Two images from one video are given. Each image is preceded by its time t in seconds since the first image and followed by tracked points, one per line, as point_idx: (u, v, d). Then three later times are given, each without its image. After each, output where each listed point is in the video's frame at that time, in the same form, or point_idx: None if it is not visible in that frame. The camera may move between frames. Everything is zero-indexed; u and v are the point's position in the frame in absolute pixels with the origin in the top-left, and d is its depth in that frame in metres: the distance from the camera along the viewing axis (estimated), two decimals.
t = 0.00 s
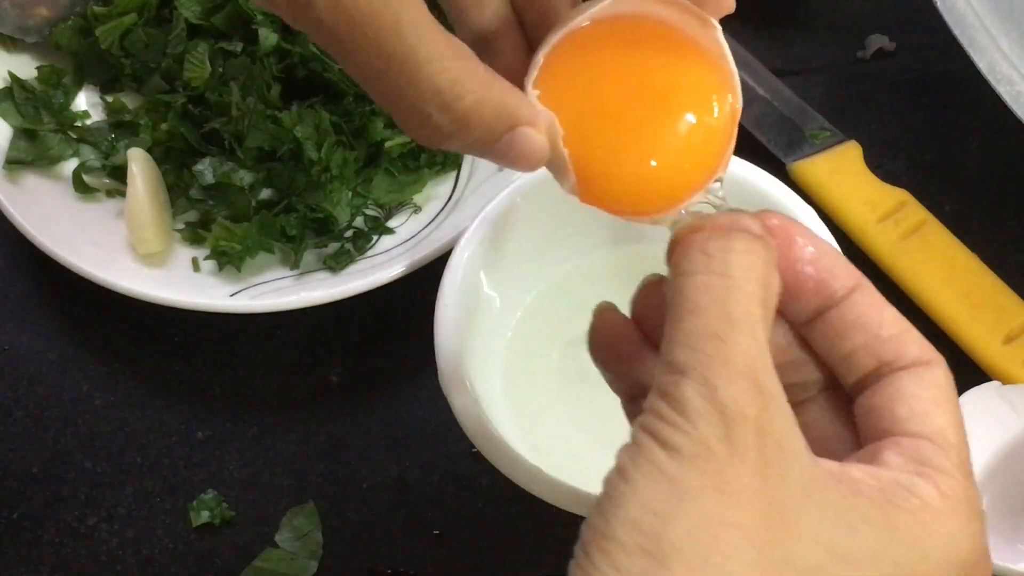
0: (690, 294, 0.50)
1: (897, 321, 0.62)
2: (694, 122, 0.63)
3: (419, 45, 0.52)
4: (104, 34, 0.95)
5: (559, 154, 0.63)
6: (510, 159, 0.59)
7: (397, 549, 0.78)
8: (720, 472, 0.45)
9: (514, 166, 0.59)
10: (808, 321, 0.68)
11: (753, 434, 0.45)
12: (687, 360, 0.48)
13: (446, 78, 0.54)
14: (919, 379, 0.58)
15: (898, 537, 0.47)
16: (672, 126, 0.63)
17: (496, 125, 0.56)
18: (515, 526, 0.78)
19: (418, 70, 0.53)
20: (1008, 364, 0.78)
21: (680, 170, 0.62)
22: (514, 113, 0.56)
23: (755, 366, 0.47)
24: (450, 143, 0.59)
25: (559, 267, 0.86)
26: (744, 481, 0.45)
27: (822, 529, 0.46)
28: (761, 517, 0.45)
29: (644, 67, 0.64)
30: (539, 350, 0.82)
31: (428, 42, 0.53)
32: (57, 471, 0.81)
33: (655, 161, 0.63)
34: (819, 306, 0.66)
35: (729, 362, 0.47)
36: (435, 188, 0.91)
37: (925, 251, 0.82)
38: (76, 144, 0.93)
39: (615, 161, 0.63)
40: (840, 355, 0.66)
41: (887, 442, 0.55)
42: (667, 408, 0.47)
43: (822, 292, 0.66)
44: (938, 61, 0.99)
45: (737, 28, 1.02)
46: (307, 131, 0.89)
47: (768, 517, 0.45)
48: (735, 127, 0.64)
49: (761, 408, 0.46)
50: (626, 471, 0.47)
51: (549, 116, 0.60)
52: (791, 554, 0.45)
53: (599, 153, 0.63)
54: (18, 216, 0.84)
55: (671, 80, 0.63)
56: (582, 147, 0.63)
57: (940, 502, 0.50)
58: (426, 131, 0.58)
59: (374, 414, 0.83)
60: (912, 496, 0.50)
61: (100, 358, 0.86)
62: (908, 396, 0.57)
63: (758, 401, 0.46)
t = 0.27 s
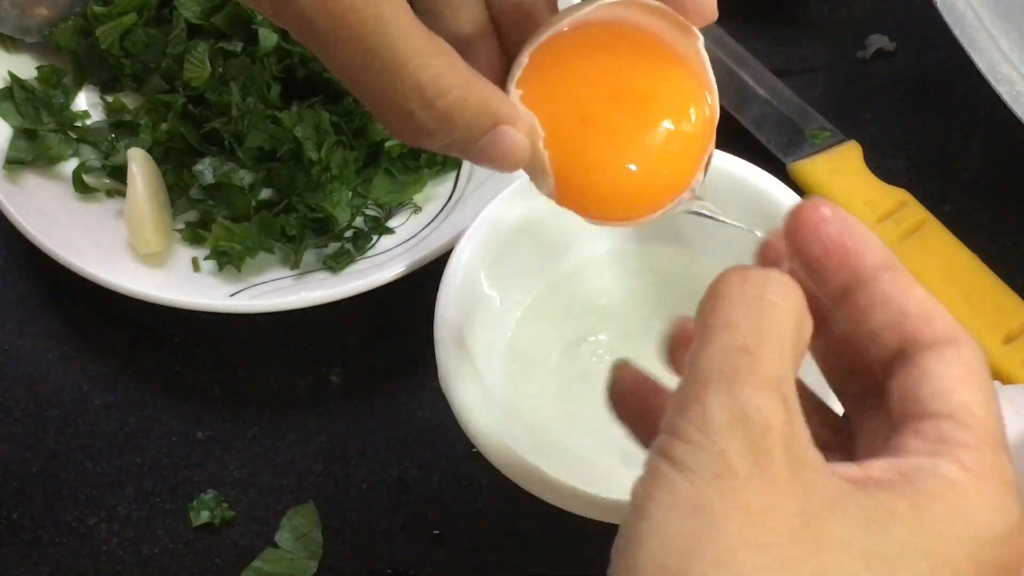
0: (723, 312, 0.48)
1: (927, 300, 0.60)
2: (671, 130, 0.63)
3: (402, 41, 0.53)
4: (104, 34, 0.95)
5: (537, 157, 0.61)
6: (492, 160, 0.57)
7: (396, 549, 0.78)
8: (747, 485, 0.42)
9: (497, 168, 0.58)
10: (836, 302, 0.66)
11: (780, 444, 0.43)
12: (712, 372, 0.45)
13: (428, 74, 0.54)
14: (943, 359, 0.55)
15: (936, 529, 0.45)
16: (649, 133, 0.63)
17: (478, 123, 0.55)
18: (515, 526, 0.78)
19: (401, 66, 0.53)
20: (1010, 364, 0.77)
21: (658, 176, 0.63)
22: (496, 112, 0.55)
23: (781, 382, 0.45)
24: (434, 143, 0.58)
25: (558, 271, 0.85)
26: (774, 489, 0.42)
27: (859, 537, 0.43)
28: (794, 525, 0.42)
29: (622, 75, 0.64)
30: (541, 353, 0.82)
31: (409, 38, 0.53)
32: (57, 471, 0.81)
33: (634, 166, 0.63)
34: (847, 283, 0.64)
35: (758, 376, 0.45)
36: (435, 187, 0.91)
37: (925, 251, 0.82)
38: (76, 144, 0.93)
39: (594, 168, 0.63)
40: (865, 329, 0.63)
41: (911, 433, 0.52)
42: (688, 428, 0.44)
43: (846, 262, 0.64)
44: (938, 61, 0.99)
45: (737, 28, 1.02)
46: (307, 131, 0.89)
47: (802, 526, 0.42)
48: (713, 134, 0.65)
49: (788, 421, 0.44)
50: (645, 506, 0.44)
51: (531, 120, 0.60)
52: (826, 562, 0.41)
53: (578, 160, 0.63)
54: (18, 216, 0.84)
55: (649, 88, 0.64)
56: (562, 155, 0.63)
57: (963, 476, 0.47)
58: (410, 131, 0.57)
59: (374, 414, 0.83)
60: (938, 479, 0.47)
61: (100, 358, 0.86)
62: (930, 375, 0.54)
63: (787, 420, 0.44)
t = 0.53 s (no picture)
0: (661, 297, 0.48)
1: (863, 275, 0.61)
2: (677, 150, 0.63)
3: (410, 60, 0.52)
4: (104, 34, 0.95)
5: (541, 173, 0.60)
6: (494, 174, 0.58)
7: (396, 548, 0.78)
8: (721, 474, 0.43)
9: (496, 182, 0.59)
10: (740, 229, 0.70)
11: (742, 422, 0.44)
12: (665, 364, 0.45)
13: (433, 91, 0.54)
14: (846, 286, 0.59)
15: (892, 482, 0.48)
16: (655, 154, 0.63)
17: (483, 142, 0.56)
18: (515, 527, 0.78)
19: (406, 83, 0.53)
20: (1010, 364, 0.77)
21: (661, 196, 0.63)
22: (502, 130, 0.56)
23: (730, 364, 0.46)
24: (436, 155, 0.58)
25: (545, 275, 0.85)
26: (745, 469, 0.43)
27: (824, 496, 0.46)
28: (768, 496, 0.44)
29: (629, 96, 0.63)
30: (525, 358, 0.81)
31: (417, 57, 0.53)
32: (57, 471, 0.81)
33: (638, 186, 0.63)
34: (745, 213, 0.69)
35: (709, 359, 0.45)
36: (435, 188, 0.91)
37: (925, 252, 0.82)
38: (76, 144, 0.93)
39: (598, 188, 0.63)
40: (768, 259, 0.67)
41: (833, 367, 0.56)
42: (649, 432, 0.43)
43: (749, 194, 0.68)
44: (938, 61, 0.99)
45: (736, 28, 1.02)
46: (307, 131, 0.88)
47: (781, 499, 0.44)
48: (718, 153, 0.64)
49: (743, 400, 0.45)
50: (620, 511, 0.43)
51: (532, 132, 0.60)
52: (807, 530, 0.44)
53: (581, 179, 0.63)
54: (18, 216, 0.84)
55: (656, 109, 0.63)
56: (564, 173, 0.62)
57: (900, 410, 0.51)
58: (413, 144, 0.58)
59: (374, 414, 0.83)
60: (878, 418, 0.50)
61: (100, 358, 0.86)
62: (838, 305, 0.58)
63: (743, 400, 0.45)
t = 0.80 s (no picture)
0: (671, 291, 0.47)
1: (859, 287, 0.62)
2: (671, 140, 0.62)
3: (402, 48, 0.52)
4: (104, 34, 0.95)
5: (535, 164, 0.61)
6: (488, 165, 0.58)
7: (396, 549, 0.78)
8: (747, 468, 0.42)
9: (491, 172, 0.59)
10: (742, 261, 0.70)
11: (765, 420, 0.43)
12: (687, 360, 0.44)
13: (428, 80, 0.53)
14: (863, 300, 0.60)
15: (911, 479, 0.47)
16: (649, 144, 0.62)
17: (478, 131, 0.56)
18: (515, 527, 0.78)
19: (401, 73, 0.53)
20: (1010, 364, 0.78)
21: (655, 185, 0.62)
22: (495, 119, 0.56)
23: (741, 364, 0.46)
24: (430, 146, 0.58)
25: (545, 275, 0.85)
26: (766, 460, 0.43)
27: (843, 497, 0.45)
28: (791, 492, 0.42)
29: (622, 87, 0.63)
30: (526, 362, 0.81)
31: (408, 45, 0.52)
32: (57, 471, 0.81)
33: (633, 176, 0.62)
34: (746, 243, 0.70)
35: (729, 355, 0.44)
36: (435, 188, 0.91)
37: (925, 252, 0.82)
38: (76, 144, 0.93)
39: (591, 177, 0.62)
40: (776, 288, 0.68)
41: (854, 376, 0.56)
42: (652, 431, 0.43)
43: (747, 224, 0.69)
44: (938, 61, 0.99)
45: (736, 28, 1.02)
46: (307, 131, 0.88)
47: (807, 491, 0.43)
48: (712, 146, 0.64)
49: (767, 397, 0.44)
50: (652, 504, 0.43)
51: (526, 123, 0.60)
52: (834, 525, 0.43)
53: (573, 168, 0.62)
54: (18, 215, 0.84)
55: (649, 99, 0.63)
56: (556, 162, 0.62)
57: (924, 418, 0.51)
58: (407, 135, 0.57)
59: (374, 414, 0.83)
60: (902, 422, 0.50)
61: (100, 358, 0.86)
62: (856, 317, 0.59)
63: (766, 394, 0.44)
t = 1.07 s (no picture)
0: (695, 289, 0.46)
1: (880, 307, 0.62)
2: (681, 149, 0.61)
3: (410, 55, 0.52)
4: (104, 34, 0.95)
5: (544, 175, 0.61)
6: (498, 175, 0.58)
7: (396, 548, 0.78)
8: (781, 470, 0.42)
9: (501, 183, 0.59)
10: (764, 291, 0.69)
11: (796, 424, 0.44)
12: (719, 359, 0.44)
13: (435, 89, 0.54)
14: (891, 325, 0.61)
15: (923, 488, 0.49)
16: (658, 152, 0.61)
17: (484, 141, 0.56)
18: (515, 526, 0.78)
19: (408, 82, 0.53)
20: (1010, 364, 0.78)
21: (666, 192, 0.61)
22: (504, 130, 0.56)
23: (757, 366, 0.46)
24: (438, 155, 0.58)
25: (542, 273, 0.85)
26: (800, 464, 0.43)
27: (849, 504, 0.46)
28: (819, 495, 0.43)
29: (631, 95, 0.62)
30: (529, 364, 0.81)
31: (417, 54, 0.52)
32: (57, 471, 0.81)
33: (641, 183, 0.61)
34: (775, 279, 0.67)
35: (764, 357, 0.44)
36: (435, 188, 0.91)
37: (925, 252, 0.82)
38: (76, 144, 0.93)
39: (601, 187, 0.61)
40: (807, 319, 0.67)
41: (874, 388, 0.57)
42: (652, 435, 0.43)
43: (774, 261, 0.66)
44: (938, 61, 0.99)
45: (736, 28, 1.02)
46: (307, 131, 0.88)
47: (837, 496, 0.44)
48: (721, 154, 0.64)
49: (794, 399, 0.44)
50: (680, 496, 0.44)
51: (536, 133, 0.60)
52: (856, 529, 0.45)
53: (583, 176, 0.62)
54: (18, 216, 0.84)
55: (658, 107, 0.62)
56: (565, 171, 0.62)
57: (943, 435, 0.52)
58: (416, 143, 0.58)
59: (374, 414, 0.83)
60: (926, 438, 0.51)
61: (100, 358, 0.86)
62: (882, 338, 0.61)
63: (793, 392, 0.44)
